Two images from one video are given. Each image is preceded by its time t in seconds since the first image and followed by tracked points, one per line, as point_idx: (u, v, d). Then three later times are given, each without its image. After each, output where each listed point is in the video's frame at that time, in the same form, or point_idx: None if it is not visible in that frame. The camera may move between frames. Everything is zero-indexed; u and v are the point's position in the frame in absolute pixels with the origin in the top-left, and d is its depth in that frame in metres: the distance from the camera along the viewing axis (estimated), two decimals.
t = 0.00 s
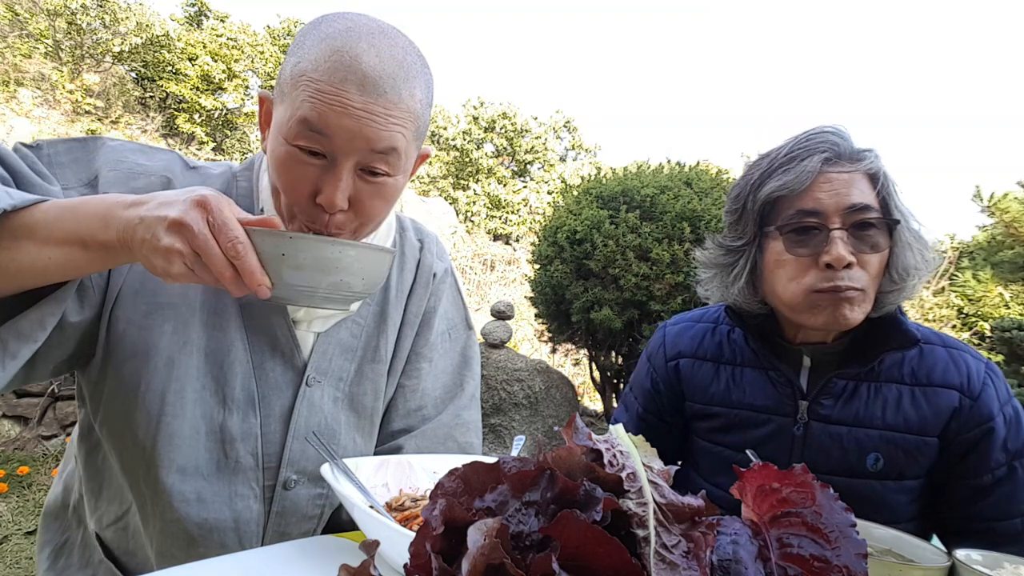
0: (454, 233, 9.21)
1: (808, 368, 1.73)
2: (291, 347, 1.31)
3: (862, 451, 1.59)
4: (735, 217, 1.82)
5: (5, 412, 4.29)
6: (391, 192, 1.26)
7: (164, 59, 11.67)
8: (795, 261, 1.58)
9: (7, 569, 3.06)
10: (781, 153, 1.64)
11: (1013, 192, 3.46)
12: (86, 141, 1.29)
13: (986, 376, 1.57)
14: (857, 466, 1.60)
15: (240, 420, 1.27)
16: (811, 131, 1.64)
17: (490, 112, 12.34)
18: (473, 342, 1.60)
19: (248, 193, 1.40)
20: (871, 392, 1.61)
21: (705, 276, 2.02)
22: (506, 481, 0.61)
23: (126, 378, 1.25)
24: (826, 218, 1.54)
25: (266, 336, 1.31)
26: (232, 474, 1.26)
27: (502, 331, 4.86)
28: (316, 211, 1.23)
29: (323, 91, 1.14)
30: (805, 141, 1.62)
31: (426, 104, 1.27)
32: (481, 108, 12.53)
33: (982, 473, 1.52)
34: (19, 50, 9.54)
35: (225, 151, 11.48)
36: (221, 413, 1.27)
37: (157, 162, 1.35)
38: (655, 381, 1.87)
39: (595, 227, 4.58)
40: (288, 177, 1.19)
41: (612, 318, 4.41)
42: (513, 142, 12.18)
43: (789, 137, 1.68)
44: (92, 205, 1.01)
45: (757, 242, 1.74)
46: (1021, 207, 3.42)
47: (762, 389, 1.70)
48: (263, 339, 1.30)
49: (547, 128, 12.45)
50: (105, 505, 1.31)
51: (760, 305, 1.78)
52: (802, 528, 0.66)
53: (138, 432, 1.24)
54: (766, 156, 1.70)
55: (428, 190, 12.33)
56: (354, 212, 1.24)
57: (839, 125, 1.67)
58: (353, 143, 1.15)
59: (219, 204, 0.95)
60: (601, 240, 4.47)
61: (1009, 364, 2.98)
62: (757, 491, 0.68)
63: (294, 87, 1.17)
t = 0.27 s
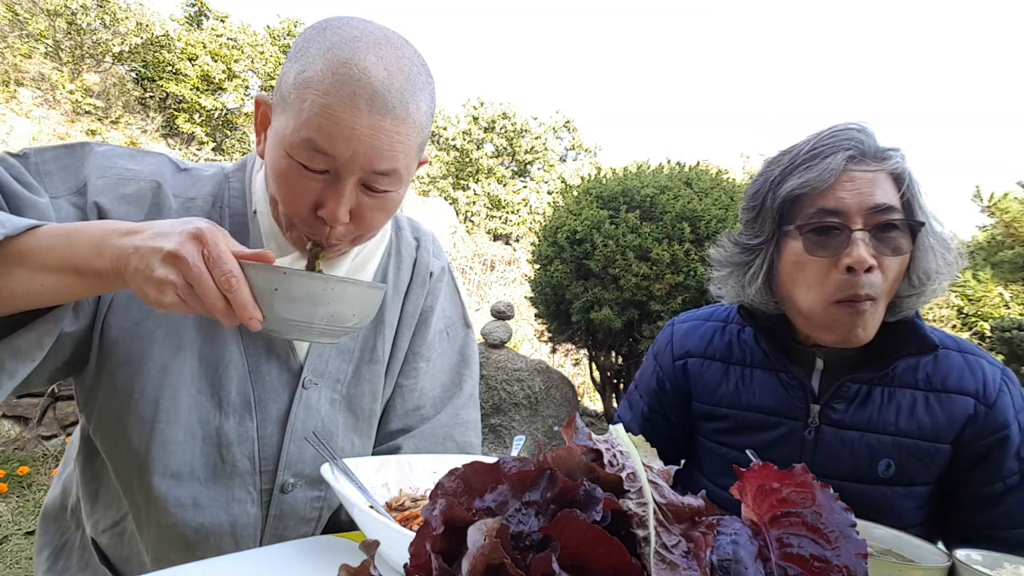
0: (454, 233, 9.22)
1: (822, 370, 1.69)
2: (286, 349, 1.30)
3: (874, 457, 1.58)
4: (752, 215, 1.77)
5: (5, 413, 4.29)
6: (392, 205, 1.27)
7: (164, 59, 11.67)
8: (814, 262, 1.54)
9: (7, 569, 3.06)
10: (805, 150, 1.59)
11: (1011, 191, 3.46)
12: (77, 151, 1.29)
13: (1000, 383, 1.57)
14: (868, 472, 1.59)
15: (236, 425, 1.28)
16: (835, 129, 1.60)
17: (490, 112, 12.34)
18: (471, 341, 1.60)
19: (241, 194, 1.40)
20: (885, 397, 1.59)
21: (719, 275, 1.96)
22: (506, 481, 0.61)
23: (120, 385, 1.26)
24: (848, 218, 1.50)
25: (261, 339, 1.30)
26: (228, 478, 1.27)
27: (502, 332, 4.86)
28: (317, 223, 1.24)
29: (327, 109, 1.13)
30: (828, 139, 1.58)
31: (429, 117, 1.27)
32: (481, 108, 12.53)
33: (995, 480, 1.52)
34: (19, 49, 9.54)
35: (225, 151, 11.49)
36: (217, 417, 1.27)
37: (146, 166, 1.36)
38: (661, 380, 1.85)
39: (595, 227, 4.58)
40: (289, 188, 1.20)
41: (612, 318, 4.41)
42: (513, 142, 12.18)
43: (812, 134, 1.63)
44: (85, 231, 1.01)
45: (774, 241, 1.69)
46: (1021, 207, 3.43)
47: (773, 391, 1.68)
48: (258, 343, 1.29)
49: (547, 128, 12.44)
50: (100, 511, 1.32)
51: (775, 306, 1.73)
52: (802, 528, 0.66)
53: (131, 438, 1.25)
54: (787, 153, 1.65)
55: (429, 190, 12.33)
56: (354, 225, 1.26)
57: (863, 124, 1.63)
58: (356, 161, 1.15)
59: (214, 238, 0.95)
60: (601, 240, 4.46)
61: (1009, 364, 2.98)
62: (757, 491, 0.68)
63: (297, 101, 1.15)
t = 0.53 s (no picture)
0: (454, 233, 9.22)
1: (825, 369, 1.71)
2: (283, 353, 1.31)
3: (877, 457, 1.58)
4: (756, 212, 1.76)
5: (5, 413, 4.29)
6: (392, 207, 1.27)
7: (165, 59, 11.66)
8: (819, 259, 1.54)
9: (7, 569, 3.06)
10: (808, 147, 1.60)
11: (1011, 191, 3.47)
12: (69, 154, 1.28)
13: (1004, 383, 1.57)
14: (871, 471, 1.59)
15: (233, 430, 1.28)
16: (839, 125, 1.60)
17: (490, 112, 12.35)
18: (470, 340, 1.60)
19: (235, 196, 1.40)
20: (889, 397, 1.59)
21: (721, 273, 1.96)
22: (507, 481, 0.61)
23: (116, 392, 1.26)
24: (853, 215, 1.51)
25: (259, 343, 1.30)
26: (226, 483, 1.27)
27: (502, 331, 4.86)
28: (316, 227, 1.24)
29: (328, 111, 1.13)
30: (833, 134, 1.58)
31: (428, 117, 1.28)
32: (481, 107, 12.53)
33: (998, 480, 1.52)
34: (19, 49, 9.54)
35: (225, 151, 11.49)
36: (214, 423, 1.27)
37: (138, 171, 1.35)
38: (662, 379, 1.85)
39: (595, 227, 4.58)
40: (288, 191, 1.19)
41: (612, 318, 4.41)
42: (513, 142, 12.18)
43: (815, 131, 1.64)
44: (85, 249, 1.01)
45: (778, 237, 1.69)
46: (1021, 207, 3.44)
47: (775, 391, 1.68)
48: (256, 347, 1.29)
49: (548, 128, 12.43)
50: (97, 516, 1.32)
51: (779, 302, 1.72)
52: (802, 528, 0.66)
53: (128, 443, 1.25)
54: (791, 149, 1.65)
55: (429, 189, 12.33)
56: (354, 228, 1.25)
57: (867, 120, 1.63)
58: (358, 162, 1.15)
59: (216, 256, 0.96)
60: (601, 240, 4.47)
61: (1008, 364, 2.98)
62: (757, 491, 0.68)
63: (297, 103, 1.15)
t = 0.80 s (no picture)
0: (454, 233, 9.22)
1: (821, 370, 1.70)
2: (280, 355, 1.31)
3: (874, 456, 1.58)
4: (751, 213, 1.76)
5: (5, 413, 4.29)
6: (395, 199, 1.27)
7: (164, 58, 11.64)
8: (813, 259, 1.54)
9: (7, 569, 3.06)
10: (803, 147, 1.59)
11: (1012, 191, 3.47)
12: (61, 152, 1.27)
13: (1001, 381, 1.57)
14: (868, 471, 1.59)
15: (231, 433, 1.28)
16: (833, 125, 1.60)
17: (490, 112, 12.35)
18: (469, 339, 1.60)
19: (231, 197, 1.40)
20: (884, 396, 1.59)
21: (717, 273, 1.96)
22: (507, 481, 0.61)
23: (111, 395, 1.26)
24: (847, 215, 1.50)
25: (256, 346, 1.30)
26: (223, 486, 1.27)
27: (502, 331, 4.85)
28: (319, 220, 1.22)
29: (332, 97, 1.13)
30: (827, 135, 1.58)
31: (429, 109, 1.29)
32: (481, 107, 12.53)
33: (997, 480, 1.52)
34: (19, 49, 9.54)
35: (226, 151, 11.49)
36: (211, 426, 1.27)
37: (133, 171, 1.35)
38: (659, 380, 1.85)
39: (594, 227, 4.58)
40: (291, 183, 1.18)
41: (612, 318, 4.41)
42: (514, 142, 12.18)
43: (809, 131, 1.64)
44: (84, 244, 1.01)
45: (773, 237, 1.69)
46: (1021, 207, 3.44)
47: (772, 391, 1.68)
48: (253, 350, 1.30)
49: (548, 127, 12.43)
50: (93, 518, 1.31)
51: (774, 302, 1.73)
52: (802, 528, 0.66)
53: (124, 447, 1.25)
54: (785, 149, 1.65)
55: (429, 189, 12.33)
56: (357, 221, 1.24)
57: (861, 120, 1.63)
58: (363, 150, 1.16)
59: (214, 251, 0.95)
60: (601, 240, 4.47)
61: (1008, 364, 2.98)
62: (757, 491, 0.68)
63: (298, 93, 1.15)
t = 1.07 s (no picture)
0: (454, 233, 9.22)
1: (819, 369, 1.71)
2: (279, 355, 1.31)
3: (872, 456, 1.58)
4: (748, 215, 1.76)
5: (5, 413, 4.29)
6: (394, 185, 1.27)
7: (164, 59, 11.64)
8: (808, 264, 1.55)
9: (7, 569, 3.06)
10: (800, 150, 1.59)
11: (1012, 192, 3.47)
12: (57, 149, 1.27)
13: (998, 380, 1.57)
14: (866, 470, 1.59)
15: (229, 433, 1.28)
16: (831, 128, 1.59)
17: (490, 112, 12.35)
18: (468, 339, 1.61)
19: (230, 197, 1.40)
20: (881, 396, 1.59)
21: (714, 273, 1.95)
22: (506, 481, 0.61)
23: (110, 394, 1.26)
24: (843, 220, 1.51)
25: (255, 346, 1.30)
26: (222, 486, 1.27)
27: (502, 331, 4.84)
28: (317, 207, 1.21)
29: (329, 79, 1.15)
30: (824, 138, 1.57)
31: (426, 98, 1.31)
32: (481, 107, 12.53)
33: (997, 480, 1.52)
34: (19, 49, 9.55)
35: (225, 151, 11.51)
36: (210, 425, 1.27)
37: (131, 171, 1.35)
38: (659, 380, 1.85)
39: (595, 227, 4.58)
40: (289, 169, 1.18)
41: (612, 318, 4.41)
42: (514, 142, 12.18)
43: (807, 134, 1.62)
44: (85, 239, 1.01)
45: (768, 241, 1.69)
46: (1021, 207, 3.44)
47: (770, 392, 1.68)
48: (252, 351, 1.30)
49: (548, 127, 12.41)
50: (93, 517, 1.32)
51: (768, 305, 1.73)
52: (802, 528, 0.66)
53: (123, 446, 1.25)
54: (783, 152, 1.64)
55: (429, 190, 12.33)
56: (355, 208, 1.23)
57: (861, 121, 1.62)
58: (361, 130, 1.17)
59: (215, 242, 0.96)
60: (601, 240, 4.47)
61: (1008, 364, 2.98)
62: (757, 491, 0.68)
63: (296, 78, 1.17)
